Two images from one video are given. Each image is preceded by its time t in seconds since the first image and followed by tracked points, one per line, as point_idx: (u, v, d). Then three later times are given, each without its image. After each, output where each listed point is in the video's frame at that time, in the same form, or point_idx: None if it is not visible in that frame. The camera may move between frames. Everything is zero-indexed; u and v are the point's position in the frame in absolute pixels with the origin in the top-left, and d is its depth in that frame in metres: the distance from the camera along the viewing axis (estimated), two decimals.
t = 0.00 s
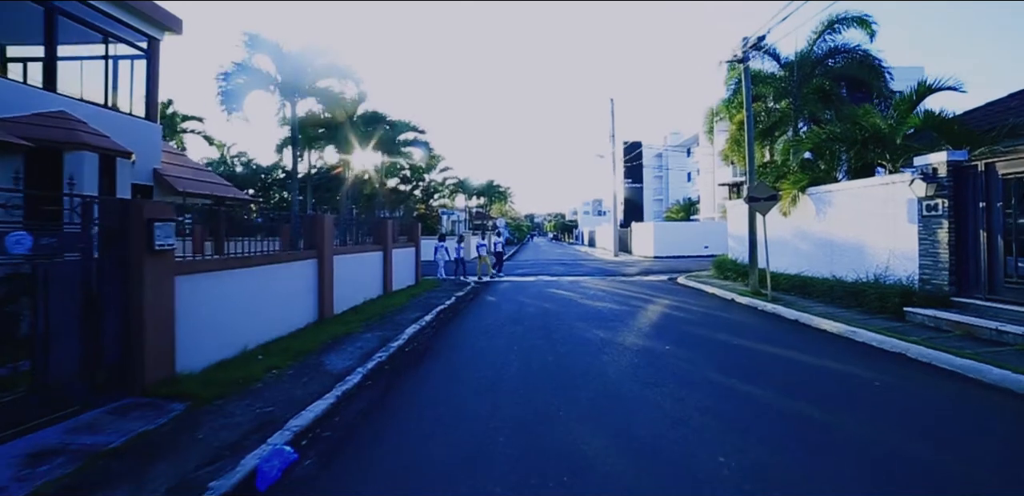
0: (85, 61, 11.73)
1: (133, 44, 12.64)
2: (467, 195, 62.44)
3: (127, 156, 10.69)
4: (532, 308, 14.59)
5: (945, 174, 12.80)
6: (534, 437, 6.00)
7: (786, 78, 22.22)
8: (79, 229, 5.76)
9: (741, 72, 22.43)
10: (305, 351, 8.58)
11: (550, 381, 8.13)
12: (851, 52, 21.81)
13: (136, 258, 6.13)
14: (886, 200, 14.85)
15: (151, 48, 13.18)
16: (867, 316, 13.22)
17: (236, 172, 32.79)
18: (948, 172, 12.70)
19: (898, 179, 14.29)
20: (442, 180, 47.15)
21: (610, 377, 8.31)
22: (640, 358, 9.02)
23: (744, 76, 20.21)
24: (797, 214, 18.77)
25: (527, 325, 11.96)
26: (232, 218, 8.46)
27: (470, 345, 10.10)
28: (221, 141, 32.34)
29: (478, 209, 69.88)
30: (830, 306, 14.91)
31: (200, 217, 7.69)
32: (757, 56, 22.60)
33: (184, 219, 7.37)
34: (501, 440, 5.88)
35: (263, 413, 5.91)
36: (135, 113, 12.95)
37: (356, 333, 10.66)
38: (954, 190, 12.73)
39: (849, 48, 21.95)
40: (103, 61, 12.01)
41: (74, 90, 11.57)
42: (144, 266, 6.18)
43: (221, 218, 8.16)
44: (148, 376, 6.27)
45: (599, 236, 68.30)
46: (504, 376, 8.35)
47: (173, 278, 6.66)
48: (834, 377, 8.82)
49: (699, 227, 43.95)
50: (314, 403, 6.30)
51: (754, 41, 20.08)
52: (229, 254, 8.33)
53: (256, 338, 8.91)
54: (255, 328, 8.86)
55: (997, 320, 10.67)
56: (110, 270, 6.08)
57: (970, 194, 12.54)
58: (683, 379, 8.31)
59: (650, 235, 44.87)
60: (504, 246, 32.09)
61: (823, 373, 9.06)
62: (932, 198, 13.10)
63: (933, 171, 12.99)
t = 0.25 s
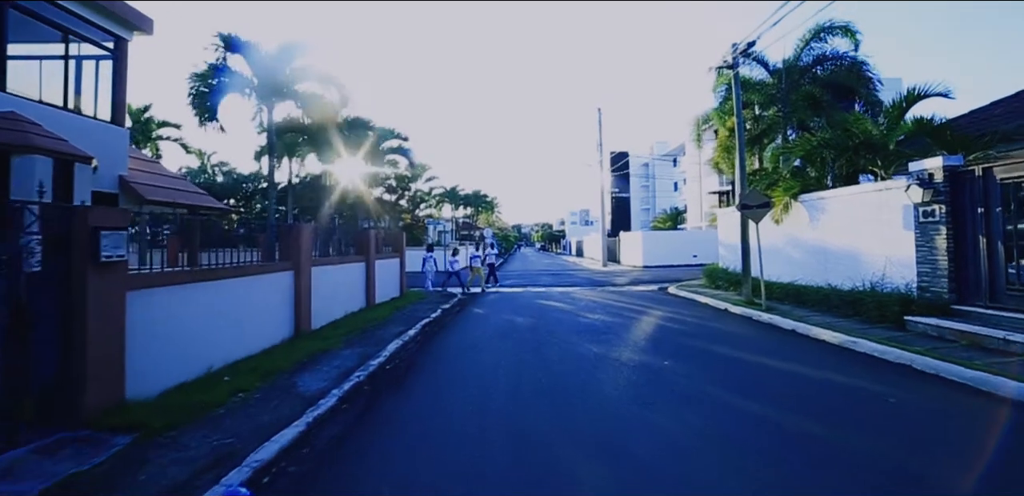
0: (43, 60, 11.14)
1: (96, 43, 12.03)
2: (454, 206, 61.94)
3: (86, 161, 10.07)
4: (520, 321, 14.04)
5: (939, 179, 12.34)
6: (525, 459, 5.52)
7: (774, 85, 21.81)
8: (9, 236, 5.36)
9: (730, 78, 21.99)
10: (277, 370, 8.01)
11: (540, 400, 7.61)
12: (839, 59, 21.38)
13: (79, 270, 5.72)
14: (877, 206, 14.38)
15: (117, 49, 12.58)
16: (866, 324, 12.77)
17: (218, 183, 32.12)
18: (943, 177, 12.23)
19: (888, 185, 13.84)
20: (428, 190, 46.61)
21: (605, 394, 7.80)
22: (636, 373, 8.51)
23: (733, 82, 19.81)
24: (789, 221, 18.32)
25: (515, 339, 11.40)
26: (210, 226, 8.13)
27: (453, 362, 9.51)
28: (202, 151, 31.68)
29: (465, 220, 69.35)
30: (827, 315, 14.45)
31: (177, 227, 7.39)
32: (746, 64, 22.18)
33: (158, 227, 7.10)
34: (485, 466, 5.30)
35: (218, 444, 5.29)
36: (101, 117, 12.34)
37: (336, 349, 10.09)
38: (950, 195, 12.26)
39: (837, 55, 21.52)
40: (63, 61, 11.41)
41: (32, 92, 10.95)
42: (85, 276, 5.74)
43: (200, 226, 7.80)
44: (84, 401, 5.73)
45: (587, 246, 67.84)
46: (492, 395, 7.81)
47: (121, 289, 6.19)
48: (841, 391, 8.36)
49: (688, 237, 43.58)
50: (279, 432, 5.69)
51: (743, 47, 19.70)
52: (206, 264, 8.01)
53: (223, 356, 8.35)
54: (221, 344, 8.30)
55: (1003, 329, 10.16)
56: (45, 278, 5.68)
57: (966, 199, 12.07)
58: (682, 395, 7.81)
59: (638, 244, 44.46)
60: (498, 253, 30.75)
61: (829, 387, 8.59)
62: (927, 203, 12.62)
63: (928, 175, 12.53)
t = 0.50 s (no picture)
0: (29, 66, 10.69)
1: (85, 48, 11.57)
2: (455, 215, 61.54)
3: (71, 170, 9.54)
4: (523, 334, 13.44)
5: (965, 184, 11.78)
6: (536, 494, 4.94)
7: (781, 90, 21.25)
8: None
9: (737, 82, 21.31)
10: (261, 391, 7.43)
11: (547, 424, 7.01)
12: (848, 63, 20.75)
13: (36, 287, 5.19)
14: (894, 212, 13.79)
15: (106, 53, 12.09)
16: (887, 337, 12.17)
17: (214, 192, 31.70)
18: (969, 181, 11.71)
19: (908, 190, 13.25)
20: (429, 199, 46.16)
21: (617, 418, 7.20)
22: (650, 393, 7.91)
23: (740, 86, 19.28)
24: (799, 229, 17.75)
25: (519, 355, 10.81)
26: (201, 236, 8.01)
27: (453, 381, 8.96)
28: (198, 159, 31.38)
29: (466, 229, 68.86)
30: (844, 326, 13.85)
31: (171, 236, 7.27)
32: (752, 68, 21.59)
33: (154, 238, 6.99)
34: None
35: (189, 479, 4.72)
36: (88, 123, 11.84)
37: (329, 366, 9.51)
38: (975, 200, 11.71)
39: (846, 59, 20.91)
40: (47, 66, 10.90)
41: (14, 96, 10.46)
42: (43, 295, 5.21)
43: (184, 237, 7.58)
44: (39, 432, 5.15)
45: (589, 255, 67.24)
46: (495, 418, 7.22)
47: (88, 307, 5.66)
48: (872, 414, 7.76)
49: (692, 246, 43.04)
50: (257, 464, 5.11)
51: (750, 50, 19.18)
52: (196, 277, 7.86)
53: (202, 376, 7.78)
54: (201, 363, 7.74)
55: None
56: None
57: (993, 204, 11.52)
58: (702, 420, 7.21)
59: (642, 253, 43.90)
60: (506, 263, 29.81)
61: (858, 409, 7.98)
62: (952, 209, 12.07)
63: (953, 180, 11.99)
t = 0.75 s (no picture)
0: None
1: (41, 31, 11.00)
2: (441, 216, 61.02)
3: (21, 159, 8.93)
4: (508, 339, 12.90)
5: (963, 185, 11.37)
6: None
7: (773, 92, 20.82)
8: None
9: (729, 83, 21.23)
10: (224, 400, 7.04)
11: (534, 440, 6.49)
12: (840, 65, 20.41)
13: None
14: (890, 214, 13.37)
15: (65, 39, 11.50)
16: (886, 342, 11.66)
17: (194, 190, 31.03)
18: (967, 182, 11.28)
19: (904, 192, 12.83)
20: (414, 200, 45.63)
21: (610, 433, 6.70)
22: (647, 404, 7.47)
23: (733, 86, 18.90)
24: (791, 231, 17.35)
25: (505, 362, 10.27)
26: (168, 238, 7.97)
27: (437, 392, 8.47)
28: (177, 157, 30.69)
29: (453, 231, 68.34)
30: (838, 331, 13.32)
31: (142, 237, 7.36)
32: (744, 70, 21.18)
33: (124, 238, 7.04)
34: None
35: None
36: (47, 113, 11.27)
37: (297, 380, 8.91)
38: (974, 202, 11.31)
39: (838, 61, 20.54)
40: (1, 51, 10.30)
41: None
42: None
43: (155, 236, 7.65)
44: None
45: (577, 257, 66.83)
46: (478, 433, 6.68)
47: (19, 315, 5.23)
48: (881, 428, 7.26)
49: (681, 248, 42.77)
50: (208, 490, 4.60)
51: (743, 49, 18.83)
52: (162, 278, 7.80)
53: (160, 388, 7.52)
54: (158, 373, 7.47)
55: None
56: None
57: (992, 206, 11.12)
58: (701, 435, 6.70)
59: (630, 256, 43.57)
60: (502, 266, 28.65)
61: (865, 423, 7.49)
62: (949, 211, 11.67)
63: (950, 181, 11.59)
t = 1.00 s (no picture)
0: None
1: None
2: (419, 207, 60.34)
3: None
4: (488, 336, 12.46)
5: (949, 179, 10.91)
6: None
7: (756, 86, 20.34)
8: None
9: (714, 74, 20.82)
10: (184, 405, 7.52)
11: (518, 454, 6.07)
12: (824, 58, 20.06)
13: None
14: (874, 207, 12.97)
15: None
16: (869, 338, 11.06)
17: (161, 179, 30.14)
18: (953, 177, 10.83)
19: (890, 185, 12.40)
20: (392, 191, 44.92)
21: (601, 441, 6.32)
22: (636, 410, 7.09)
23: (720, 79, 18.40)
24: (773, 225, 16.89)
25: (484, 363, 9.84)
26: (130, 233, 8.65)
27: (411, 401, 8.00)
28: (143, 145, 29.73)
29: (431, 222, 67.69)
30: (820, 325, 12.74)
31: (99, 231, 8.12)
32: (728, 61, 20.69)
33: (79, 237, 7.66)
34: None
35: None
36: None
37: (262, 392, 8.45)
38: (960, 196, 10.87)
39: (821, 54, 20.15)
40: None
41: None
42: None
43: (121, 229, 8.42)
44: None
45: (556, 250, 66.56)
46: (457, 448, 6.26)
47: None
48: (878, 427, 6.93)
49: (661, 240, 42.54)
50: None
51: (730, 40, 18.34)
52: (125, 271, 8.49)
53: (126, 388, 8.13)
54: (124, 374, 8.09)
55: None
56: None
57: (979, 200, 10.70)
58: (696, 441, 6.33)
59: (610, 248, 43.28)
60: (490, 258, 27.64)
61: (863, 422, 7.15)
62: (934, 206, 11.23)
63: (935, 175, 11.13)
